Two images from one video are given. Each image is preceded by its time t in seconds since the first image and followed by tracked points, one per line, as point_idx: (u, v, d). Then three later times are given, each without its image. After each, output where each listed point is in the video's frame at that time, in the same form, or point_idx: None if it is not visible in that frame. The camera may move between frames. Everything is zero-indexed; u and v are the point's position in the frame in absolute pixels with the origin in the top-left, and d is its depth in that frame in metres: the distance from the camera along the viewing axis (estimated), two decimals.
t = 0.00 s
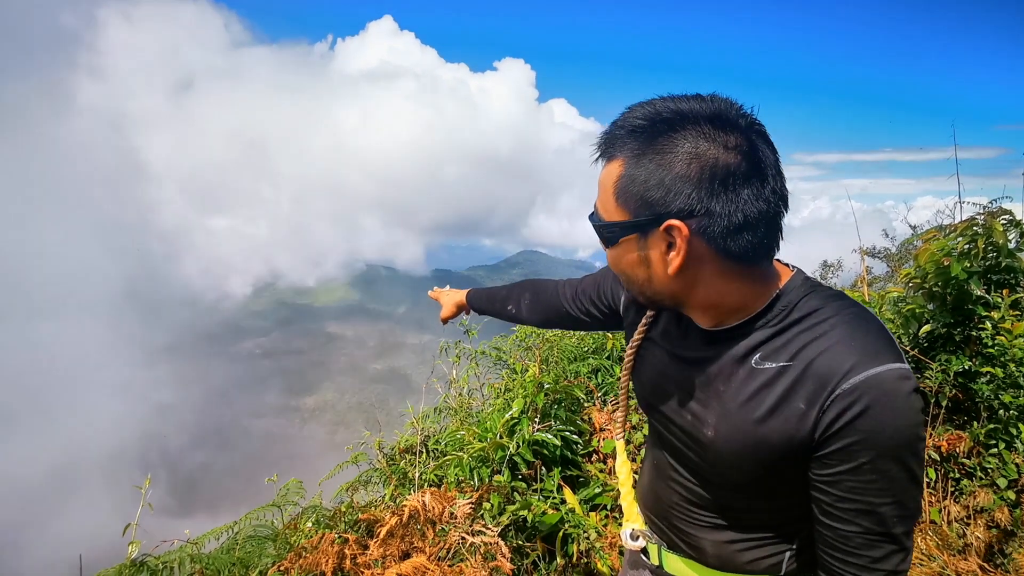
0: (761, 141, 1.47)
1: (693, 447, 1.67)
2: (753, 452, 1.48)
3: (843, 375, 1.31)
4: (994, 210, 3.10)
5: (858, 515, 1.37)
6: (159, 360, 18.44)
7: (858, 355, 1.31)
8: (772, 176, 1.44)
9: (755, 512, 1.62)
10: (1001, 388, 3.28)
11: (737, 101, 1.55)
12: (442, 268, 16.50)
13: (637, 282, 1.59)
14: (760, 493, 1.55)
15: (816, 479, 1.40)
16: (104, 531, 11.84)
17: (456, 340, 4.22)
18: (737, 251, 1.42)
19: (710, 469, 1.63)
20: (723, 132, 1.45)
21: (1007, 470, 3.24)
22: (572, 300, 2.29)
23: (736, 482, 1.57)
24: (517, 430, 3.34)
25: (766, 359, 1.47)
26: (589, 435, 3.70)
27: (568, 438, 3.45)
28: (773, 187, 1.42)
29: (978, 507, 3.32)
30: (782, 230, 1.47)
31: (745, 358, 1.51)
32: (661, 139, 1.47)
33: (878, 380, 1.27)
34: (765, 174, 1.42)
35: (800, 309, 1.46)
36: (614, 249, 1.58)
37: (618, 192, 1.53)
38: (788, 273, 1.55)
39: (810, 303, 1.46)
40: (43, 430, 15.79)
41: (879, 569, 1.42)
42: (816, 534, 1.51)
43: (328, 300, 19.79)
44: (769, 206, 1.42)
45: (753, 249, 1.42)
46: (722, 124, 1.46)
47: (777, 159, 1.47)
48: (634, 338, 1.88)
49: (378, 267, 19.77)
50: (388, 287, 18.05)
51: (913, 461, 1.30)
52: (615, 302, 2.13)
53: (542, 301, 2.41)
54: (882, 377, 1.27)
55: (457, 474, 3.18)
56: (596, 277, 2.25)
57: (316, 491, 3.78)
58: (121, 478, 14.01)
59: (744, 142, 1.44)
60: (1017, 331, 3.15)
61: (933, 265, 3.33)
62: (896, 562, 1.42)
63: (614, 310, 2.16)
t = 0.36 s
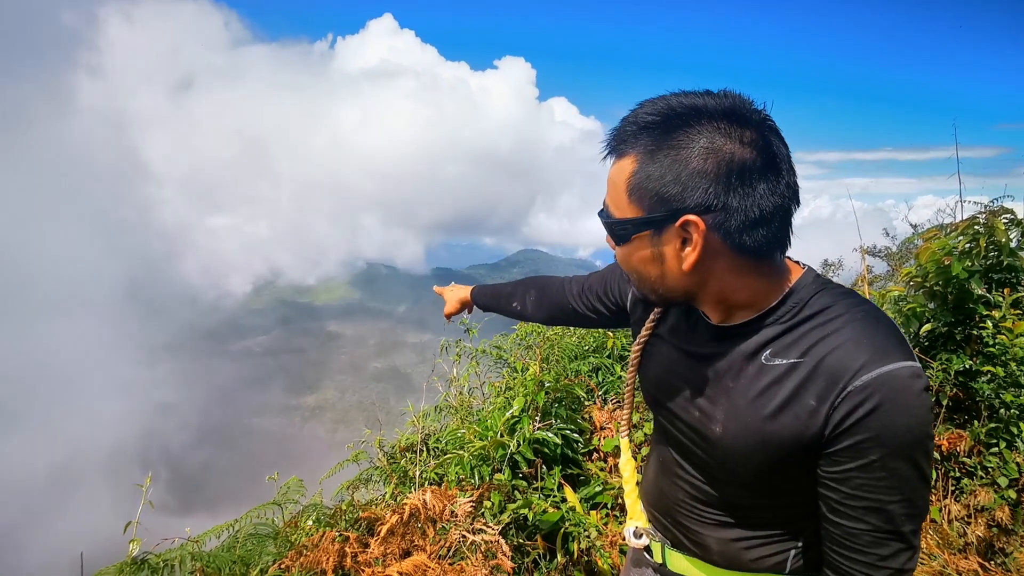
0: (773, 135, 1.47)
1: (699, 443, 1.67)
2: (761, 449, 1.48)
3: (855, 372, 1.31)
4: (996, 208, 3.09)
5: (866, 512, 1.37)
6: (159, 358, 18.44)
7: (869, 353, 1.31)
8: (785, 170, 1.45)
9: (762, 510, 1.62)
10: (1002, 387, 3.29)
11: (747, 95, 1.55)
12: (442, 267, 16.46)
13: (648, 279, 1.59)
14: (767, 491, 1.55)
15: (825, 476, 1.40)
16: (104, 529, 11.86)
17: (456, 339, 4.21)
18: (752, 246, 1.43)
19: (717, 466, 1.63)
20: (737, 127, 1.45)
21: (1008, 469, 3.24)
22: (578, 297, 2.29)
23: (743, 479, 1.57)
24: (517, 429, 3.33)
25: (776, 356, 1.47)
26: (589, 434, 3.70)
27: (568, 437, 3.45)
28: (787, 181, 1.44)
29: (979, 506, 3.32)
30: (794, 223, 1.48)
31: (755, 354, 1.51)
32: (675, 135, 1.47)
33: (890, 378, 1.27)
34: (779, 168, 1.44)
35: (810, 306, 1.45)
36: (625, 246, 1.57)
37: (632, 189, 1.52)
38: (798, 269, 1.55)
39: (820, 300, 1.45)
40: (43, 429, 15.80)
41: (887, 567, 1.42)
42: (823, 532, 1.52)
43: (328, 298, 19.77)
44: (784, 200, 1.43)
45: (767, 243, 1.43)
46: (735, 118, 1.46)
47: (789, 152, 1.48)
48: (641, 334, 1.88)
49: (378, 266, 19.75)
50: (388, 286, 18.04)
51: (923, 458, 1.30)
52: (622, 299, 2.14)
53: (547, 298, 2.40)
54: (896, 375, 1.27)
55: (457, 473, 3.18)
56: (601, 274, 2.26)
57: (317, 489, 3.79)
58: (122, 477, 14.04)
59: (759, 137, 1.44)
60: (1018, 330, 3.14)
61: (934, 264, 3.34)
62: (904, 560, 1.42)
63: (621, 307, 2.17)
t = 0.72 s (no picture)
0: (810, 118, 1.48)
1: (704, 430, 1.65)
2: (769, 440, 1.48)
3: (872, 365, 1.32)
4: (997, 207, 3.08)
5: (873, 506, 1.38)
6: (159, 355, 18.44)
7: (887, 347, 1.33)
8: (819, 154, 1.46)
9: (766, 502, 1.61)
10: (1002, 386, 3.28)
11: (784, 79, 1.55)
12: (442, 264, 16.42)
13: (672, 257, 1.59)
14: (773, 483, 1.55)
15: (835, 467, 1.41)
16: (105, 526, 11.89)
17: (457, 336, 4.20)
18: (780, 228, 1.45)
19: (721, 457, 1.62)
20: (777, 107, 1.45)
21: (1008, 468, 3.24)
22: (591, 288, 2.29)
23: (749, 471, 1.56)
24: (517, 426, 3.33)
25: (792, 346, 1.47)
26: (589, 431, 3.70)
27: (568, 435, 3.45)
28: (821, 164, 1.46)
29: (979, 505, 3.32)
30: (822, 209, 1.50)
31: (771, 343, 1.51)
32: (714, 113, 1.47)
33: (907, 371, 1.28)
34: (814, 152, 1.45)
35: (827, 300, 1.46)
36: (653, 222, 1.57)
37: (665, 164, 1.52)
38: (819, 262, 1.56)
39: (838, 295, 1.46)
40: (44, 426, 15.82)
41: (890, 563, 1.43)
42: (826, 526, 1.52)
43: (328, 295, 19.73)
44: (816, 182, 1.45)
45: (795, 226, 1.46)
46: (775, 98, 1.46)
47: (824, 136, 1.49)
48: (652, 321, 1.89)
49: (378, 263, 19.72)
50: (388, 283, 18.01)
51: (932, 454, 1.31)
52: (635, 290, 2.15)
53: (558, 289, 2.40)
54: (913, 369, 1.28)
55: (457, 470, 3.18)
56: (614, 265, 2.27)
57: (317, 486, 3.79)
58: (122, 474, 14.07)
59: (797, 118, 1.44)
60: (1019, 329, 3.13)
61: (934, 263, 3.34)
62: (907, 557, 1.42)
63: (634, 298, 2.17)
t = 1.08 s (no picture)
0: (854, 112, 1.48)
1: (704, 416, 1.66)
2: (770, 431, 1.48)
3: (881, 363, 1.32)
4: (997, 207, 3.08)
5: (871, 502, 1.37)
6: (159, 352, 18.44)
7: (897, 347, 1.33)
8: (857, 148, 1.46)
9: (764, 494, 1.61)
10: (1002, 385, 3.29)
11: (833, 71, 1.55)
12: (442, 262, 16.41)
13: (697, 234, 1.61)
14: (772, 475, 1.55)
15: (834, 462, 1.41)
16: (105, 522, 11.93)
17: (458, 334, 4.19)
18: (807, 216, 1.46)
19: (719, 446, 1.63)
20: (819, 95, 1.46)
21: (1007, 467, 3.25)
22: (607, 276, 2.30)
23: (748, 460, 1.57)
24: (517, 425, 3.33)
25: (803, 338, 1.48)
26: (589, 429, 3.71)
27: (568, 433, 3.45)
28: (856, 156, 1.46)
29: (977, 504, 3.33)
30: (850, 205, 1.51)
31: (782, 336, 1.52)
32: (756, 95, 1.48)
33: (915, 371, 1.28)
34: (852, 144, 1.45)
35: (842, 298, 1.47)
36: (684, 197, 1.60)
37: (702, 141, 1.55)
38: (842, 264, 1.57)
39: (852, 294, 1.47)
40: (43, 422, 15.84)
41: (881, 561, 1.43)
42: (820, 521, 1.52)
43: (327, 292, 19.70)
44: (850, 171, 1.45)
45: (820, 216, 1.47)
46: (819, 86, 1.47)
47: (864, 131, 1.49)
48: (664, 310, 1.90)
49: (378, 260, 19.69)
50: (388, 281, 18.00)
51: (934, 455, 1.31)
52: (652, 279, 2.16)
53: (575, 277, 2.41)
54: (921, 368, 1.28)
55: (457, 468, 3.19)
56: (631, 255, 2.28)
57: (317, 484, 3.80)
58: (122, 471, 14.09)
59: (839, 108, 1.45)
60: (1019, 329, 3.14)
61: (934, 263, 3.33)
62: (898, 556, 1.42)
63: (650, 288, 2.18)
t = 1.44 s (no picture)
0: (844, 116, 1.48)
1: (698, 411, 1.67)
2: (763, 426, 1.49)
3: (868, 361, 1.33)
4: (998, 207, 3.08)
5: (858, 497, 1.38)
6: (160, 350, 18.45)
7: (884, 345, 1.34)
8: (846, 151, 1.47)
9: (757, 489, 1.62)
10: (1002, 384, 3.30)
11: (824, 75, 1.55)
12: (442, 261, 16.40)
13: (689, 233, 1.62)
14: (765, 471, 1.56)
15: (823, 457, 1.42)
16: (104, 519, 11.93)
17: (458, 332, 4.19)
18: (796, 217, 1.47)
19: (714, 441, 1.63)
20: (809, 98, 1.46)
21: (1007, 466, 3.25)
22: (607, 275, 2.30)
23: (741, 456, 1.57)
24: (517, 423, 3.34)
25: (794, 336, 1.49)
26: (589, 428, 3.72)
27: (568, 432, 3.46)
28: (844, 160, 1.47)
29: (977, 503, 3.33)
30: (838, 208, 1.51)
31: (772, 334, 1.53)
32: (747, 97, 1.49)
33: (902, 367, 1.29)
34: (841, 147, 1.46)
35: (833, 296, 1.47)
36: (676, 197, 1.61)
37: (693, 143, 1.56)
38: (835, 263, 1.57)
39: (844, 293, 1.47)
40: (44, 420, 15.85)
41: (868, 555, 1.43)
42: (810, 516, 1.53)
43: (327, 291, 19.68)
44: (837, 175, 1.46)
45: (809, 218, 1.47)
46: (809, 89, 1.47)
47: (853, 134, 1.49)
48: (660, 308, 1.91)
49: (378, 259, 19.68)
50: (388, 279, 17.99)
51: (922, 450, 1.32)
52: (651, 278, 2.16)
53: (577, 276, 2.41)
54: (907, 366, 1.29)
55: (457, 466, 3.19)
56: (632, 254, 2.28)
57: (318, 482, 3.81)
58: (122, 468, 14.12)
59: (829, 111, 1.45)
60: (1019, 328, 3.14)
61: (935, 262, 3.33)
62: (886, 550, 1.43)
63: (649, 287, 2.18)
